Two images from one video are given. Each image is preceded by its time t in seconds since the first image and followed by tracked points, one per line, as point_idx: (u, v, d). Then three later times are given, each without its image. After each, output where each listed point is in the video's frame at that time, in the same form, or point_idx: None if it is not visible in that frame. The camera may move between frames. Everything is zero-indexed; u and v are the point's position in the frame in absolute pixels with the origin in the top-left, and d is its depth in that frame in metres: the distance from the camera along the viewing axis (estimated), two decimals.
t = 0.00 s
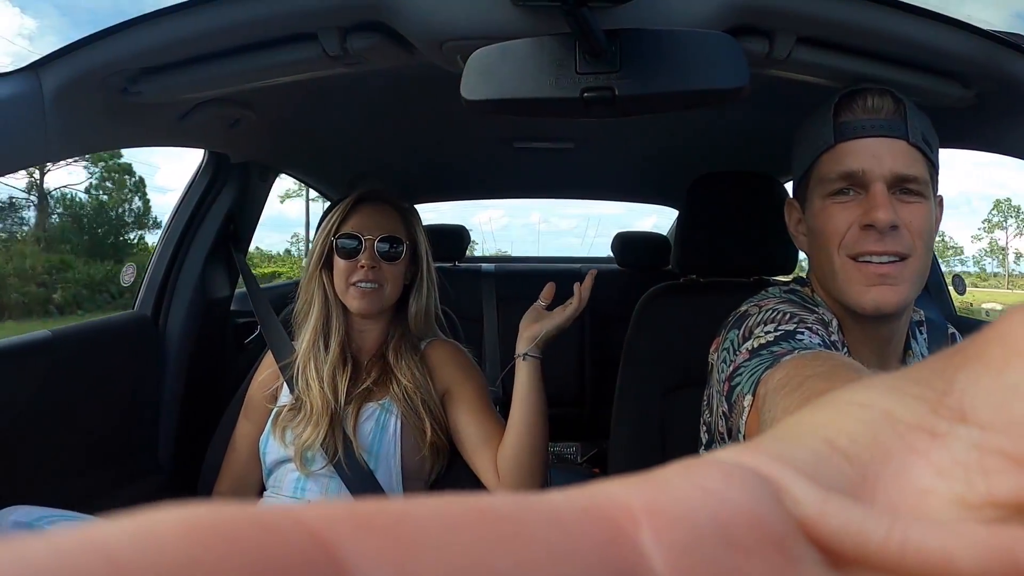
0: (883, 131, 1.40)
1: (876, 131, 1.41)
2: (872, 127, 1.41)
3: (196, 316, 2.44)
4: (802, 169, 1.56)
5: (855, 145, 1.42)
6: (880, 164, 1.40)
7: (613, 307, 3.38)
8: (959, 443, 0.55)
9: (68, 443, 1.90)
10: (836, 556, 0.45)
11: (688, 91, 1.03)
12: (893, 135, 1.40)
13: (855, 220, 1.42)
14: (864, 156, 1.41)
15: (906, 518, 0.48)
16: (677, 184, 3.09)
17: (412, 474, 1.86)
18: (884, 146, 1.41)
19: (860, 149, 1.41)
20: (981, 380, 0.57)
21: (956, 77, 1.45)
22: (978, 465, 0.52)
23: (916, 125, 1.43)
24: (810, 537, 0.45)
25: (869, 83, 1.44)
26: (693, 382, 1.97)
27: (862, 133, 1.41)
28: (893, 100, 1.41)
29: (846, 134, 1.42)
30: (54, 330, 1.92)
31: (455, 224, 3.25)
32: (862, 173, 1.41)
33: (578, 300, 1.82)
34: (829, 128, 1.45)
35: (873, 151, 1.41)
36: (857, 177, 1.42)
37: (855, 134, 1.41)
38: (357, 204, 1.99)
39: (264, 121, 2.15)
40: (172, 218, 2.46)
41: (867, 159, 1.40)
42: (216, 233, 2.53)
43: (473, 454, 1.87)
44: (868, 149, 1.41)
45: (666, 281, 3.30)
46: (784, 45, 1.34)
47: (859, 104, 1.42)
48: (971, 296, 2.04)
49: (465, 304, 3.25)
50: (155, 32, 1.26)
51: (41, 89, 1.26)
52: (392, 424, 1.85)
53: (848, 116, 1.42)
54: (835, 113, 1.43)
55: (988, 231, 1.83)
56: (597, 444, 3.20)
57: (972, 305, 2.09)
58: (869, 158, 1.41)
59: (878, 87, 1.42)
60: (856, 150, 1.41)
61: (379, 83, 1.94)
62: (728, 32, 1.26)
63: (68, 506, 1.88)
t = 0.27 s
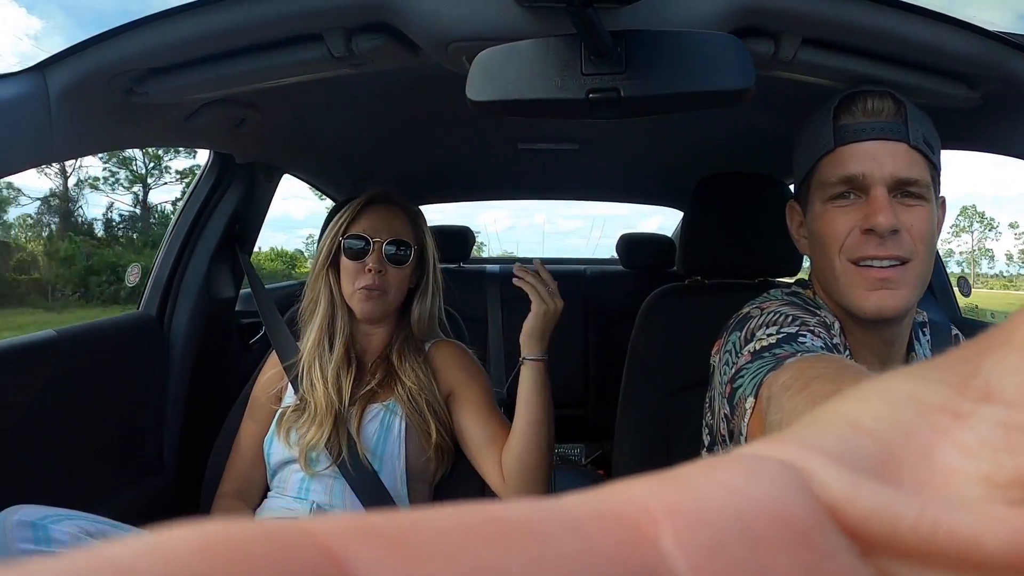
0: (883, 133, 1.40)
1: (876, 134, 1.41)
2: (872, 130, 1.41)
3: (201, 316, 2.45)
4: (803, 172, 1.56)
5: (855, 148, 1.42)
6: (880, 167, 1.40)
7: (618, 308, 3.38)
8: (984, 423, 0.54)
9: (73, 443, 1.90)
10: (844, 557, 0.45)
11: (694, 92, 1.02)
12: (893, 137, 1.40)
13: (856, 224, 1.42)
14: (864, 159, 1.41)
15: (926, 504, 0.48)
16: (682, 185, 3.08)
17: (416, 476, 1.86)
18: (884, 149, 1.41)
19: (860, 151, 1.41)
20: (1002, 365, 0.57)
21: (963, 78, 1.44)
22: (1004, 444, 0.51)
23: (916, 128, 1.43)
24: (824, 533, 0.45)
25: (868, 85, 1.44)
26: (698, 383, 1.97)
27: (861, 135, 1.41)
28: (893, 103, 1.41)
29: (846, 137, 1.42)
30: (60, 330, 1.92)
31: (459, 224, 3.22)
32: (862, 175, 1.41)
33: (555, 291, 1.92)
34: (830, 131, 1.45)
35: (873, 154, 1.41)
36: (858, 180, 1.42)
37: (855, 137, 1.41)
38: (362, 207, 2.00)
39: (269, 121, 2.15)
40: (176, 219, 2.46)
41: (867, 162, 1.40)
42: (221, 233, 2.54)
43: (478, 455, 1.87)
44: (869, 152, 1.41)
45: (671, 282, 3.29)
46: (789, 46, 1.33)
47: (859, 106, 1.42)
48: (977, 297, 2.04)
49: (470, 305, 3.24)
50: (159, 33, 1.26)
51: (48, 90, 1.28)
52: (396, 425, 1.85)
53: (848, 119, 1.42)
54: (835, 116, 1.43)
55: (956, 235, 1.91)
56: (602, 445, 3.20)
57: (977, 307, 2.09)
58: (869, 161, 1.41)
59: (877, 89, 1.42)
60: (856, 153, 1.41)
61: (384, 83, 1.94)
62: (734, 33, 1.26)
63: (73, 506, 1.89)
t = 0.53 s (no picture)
0: (881, 127, 1.42)
1: (874, 127, 1.43)
2: (870, 124, 1.43)
3: (204, 314, 2.45)
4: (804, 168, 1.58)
5: (854, 142, 1.44)
6: (878, 160, 1.42)
7: (621, 308, 3.37)
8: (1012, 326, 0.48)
9: (76, 441, 1.90)
10: (919, 492, 0.42)
11: (699, 91, 1.02)
12: (891, 131, 1.42)
13: (855, 216, 1.43)
14: (862, 153, 1.43)
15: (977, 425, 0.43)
16: (686, 184, 3.08)
17: (418, 475, 1.86)
18: (882, 143, 1.42)
19: (859, 145, 1.43)
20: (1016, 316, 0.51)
21: (966, 77, 1.44)
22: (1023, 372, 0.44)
23: (915, 122, 1.44)
24: (893, 489, 0.42)
25: (868, 81, 1.46)
26: (702, 383, 1.96)
27: (860, 130, 1.43)
28: (892, 98, 1.43)
29: (845, 132, 1.44)
30: (65, 329, 1.92)
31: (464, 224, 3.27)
32: (861, 169, 1.42)
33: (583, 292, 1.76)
34: (829, 126, 1.47)
35: (871, 148, 1.42)
36: (857, 174, 1.43)
37: (854, 132, 1.43)
38: (375, 207, 1.99)
39: (273, 121, 2.15)
40: (180, 219, 2.46)
41: (865, 155, 1.42)
42: (225, 233, 2.53)
43: (481, 454, 1.85)
44: (867, 146, 1.43)
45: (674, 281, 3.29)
46: (793, 45, 1.33)
47: (858, 102, 1.44)
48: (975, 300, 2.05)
49: (473, 304, 3.24)
50: (162, 31, 1.26)
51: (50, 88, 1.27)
52: (398, 424, 1.85)
53: (847, 114, 1.45)
54: (834, 111, 1.46)
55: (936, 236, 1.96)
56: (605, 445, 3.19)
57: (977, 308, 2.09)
58: (868, 154, 1.43)
59: (876, 85, 1.44)
60: (854, 147, 1.43)
61: (387, 83, 1.94)
62: (738, 32, 1.26)
63: (76, 504, 1.89)
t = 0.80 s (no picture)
0: (877, 135, 1.48)
1: (870, 135, 1.48)
2: (866, 132, 1.49)
3: (207, 313, 2.45)
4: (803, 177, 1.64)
5: (849, 149, 1.50)
6: (872, 166, 1.48)
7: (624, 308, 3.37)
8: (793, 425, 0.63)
9: (78, 440, 1.91)
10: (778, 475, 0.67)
11: (703, 92, 1.02)
12: (885, 138, 1.48)
13: (851, 220, 1.49)
14: (858, 159, 1.49)
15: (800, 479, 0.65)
16: (689, 185, 3.07)
17: (421, 476, 1.86)
18: (878, 149, 1.48)
19: (855, 152, 1.49)
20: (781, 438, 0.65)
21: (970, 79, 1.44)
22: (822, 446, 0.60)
23: (908, 130, 1.50)
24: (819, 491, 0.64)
25: (865, 90, 1.51)
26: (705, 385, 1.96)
27: (856, 137, 1.49)
28: (886, 107, 1.48)
29: (841, 140, 1.50)
30: (67, 327, 1.93)
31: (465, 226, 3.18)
32: (856, 175, 1.48)
33: (603, 310, 1.59)
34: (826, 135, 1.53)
35: (867, 155, 1.48)
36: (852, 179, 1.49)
37: (851, 140, 1.49)
38: (383, 207, 1.99)
39: (276, 120, 2.16)
40: (183, 219, 2.47)
41: (861, 161, 1.47)
42: (227, 233, 2.53)
43: (484, 455, 1.85)
44: (862, 152, 1.49)
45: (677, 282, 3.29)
46: (797, 46, 1.32)
47: (855, 111, 1.50)
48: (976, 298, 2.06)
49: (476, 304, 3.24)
50: (165, 30, 1.26)
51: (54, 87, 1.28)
52: (402, 424, 1.85)
53: (844, 123, 1.51)
54: (832, 121, 1.52)
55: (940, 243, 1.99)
56: (608, 446, 3.19)
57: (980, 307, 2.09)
58: (862, 161, 1.49)
59: (876, 94, 1.49)
60: (851, 154, 1.49)
61: (390, 83, 1.94)
62: (741, 33, 1.26)
63: (78, 502, 1.89)
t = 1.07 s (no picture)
0: (858, 130, 1.46)
1: (853, 127, 1.47)
2: (850, 124, 1.47)
3: (209, 311, 2.45)
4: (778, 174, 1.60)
5: (836, 136, 1.46)
6: (857, 156, 1.45)
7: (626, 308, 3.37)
8: None
9: (80, 438, 1.91)
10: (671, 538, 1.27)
11: (705, 92, 1.02)
12: (867, 133, 1.46)
13: (835, 205, 1.44)
14: (843, 149, 1.46)
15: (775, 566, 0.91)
16: (691, 184, 3.07)
17: (422, 476, 1.86)
18: (860, 141, 1.46)
19: (840, 140, 1.46)
20: None
21: (972, 79, 1.44)
22: None
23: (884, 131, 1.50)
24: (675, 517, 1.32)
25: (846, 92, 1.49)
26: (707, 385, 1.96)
27: (841, 127, 1.46)
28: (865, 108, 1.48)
29: (828, 129, 1.47)
30: (69, 326, 1.93)
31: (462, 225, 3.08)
32: (841, 162, 1.45)
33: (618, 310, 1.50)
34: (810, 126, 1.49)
35: (850, 146, 1.46)
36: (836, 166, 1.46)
37: (836, 132, 1.46)
38: (387, 206, 2.00)
39: (278, 120, 2.16)
40: (186, 218, 2.47)
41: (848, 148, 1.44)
42: (230, 231, 2.53)
43: (485, 454, 1.85)
44: (849, 143, 1.46)
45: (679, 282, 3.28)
46: (799, 46, 1.32)
47: (837, 110, 1.48)
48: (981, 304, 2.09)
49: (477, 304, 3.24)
50: (167, 29, 1.26)
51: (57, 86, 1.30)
52: (404, 424, 1.85)
53: (831, 117, 1.48)
54: (816, 113, 1.49)
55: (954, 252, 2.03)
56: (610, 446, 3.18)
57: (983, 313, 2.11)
58: (847, 151, 1.46)
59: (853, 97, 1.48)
60: (836, 141, 1.46)
61: (391, 82, 1.95)
62: (744, 33, 1.26)
63: (79, 501, 1.89)
